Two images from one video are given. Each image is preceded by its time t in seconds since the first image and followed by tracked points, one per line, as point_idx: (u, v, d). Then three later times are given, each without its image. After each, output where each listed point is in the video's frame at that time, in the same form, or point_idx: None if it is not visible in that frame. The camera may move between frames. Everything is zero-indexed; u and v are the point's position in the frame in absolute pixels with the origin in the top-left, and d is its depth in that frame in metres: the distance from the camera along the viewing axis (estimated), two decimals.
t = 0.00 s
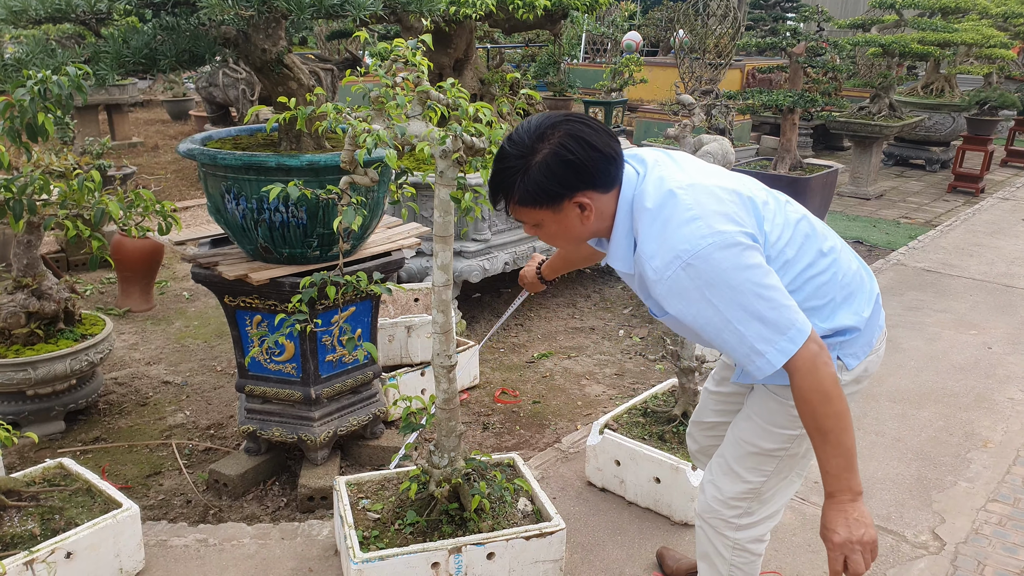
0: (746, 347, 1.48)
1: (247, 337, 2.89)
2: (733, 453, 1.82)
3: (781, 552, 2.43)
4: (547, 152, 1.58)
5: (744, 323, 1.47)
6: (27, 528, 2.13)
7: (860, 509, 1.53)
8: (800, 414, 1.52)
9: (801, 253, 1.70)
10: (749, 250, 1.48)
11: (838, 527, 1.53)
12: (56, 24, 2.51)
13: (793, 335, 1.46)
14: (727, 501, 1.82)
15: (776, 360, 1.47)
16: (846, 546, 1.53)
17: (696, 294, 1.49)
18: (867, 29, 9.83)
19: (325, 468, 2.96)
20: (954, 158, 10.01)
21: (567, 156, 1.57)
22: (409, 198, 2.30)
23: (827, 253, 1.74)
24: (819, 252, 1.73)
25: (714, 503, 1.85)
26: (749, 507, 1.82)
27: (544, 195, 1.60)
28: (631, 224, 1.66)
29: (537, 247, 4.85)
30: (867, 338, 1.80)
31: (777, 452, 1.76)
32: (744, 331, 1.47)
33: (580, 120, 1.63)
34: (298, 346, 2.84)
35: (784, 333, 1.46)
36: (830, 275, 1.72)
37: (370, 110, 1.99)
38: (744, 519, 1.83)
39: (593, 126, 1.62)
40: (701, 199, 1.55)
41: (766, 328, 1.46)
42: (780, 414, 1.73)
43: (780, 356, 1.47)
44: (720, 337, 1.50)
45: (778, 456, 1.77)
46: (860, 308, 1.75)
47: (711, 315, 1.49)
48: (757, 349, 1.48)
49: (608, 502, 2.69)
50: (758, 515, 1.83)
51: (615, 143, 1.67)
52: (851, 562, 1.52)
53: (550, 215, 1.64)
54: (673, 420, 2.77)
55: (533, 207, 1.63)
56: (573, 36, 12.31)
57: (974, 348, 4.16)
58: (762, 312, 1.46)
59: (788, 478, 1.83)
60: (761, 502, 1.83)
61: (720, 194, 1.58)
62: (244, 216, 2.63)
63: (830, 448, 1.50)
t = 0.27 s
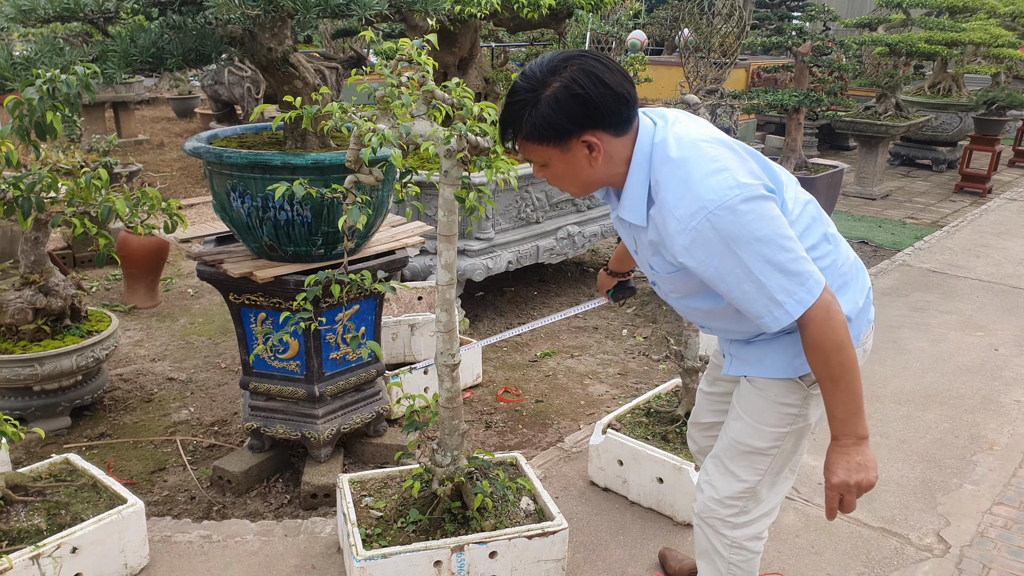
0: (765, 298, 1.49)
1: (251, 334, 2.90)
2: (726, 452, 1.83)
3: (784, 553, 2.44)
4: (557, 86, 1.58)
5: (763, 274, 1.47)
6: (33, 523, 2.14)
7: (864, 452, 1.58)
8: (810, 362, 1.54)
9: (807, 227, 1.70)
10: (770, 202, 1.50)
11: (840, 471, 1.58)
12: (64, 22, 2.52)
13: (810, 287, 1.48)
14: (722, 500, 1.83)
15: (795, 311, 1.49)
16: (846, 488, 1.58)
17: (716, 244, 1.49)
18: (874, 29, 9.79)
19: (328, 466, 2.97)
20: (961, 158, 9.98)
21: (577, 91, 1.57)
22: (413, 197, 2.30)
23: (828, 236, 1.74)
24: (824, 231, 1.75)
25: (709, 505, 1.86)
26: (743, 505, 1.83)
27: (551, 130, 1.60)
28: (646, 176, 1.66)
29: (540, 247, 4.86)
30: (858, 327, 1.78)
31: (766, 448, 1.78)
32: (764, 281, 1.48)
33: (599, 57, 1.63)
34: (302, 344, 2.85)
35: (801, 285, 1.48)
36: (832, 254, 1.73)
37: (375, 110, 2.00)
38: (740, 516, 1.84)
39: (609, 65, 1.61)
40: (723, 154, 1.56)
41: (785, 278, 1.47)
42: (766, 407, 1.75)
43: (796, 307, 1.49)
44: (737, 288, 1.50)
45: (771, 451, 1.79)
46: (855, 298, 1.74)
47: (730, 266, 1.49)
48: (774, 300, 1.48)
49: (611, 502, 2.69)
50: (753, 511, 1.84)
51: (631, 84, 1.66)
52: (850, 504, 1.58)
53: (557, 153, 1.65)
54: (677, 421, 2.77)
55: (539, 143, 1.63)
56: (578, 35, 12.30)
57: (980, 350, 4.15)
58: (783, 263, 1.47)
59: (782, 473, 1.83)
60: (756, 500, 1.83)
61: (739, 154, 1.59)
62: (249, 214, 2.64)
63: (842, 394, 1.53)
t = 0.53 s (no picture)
0: (753, 266, 1.46)
1: (259, 334, 2.92)
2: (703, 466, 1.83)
3: (789, 555, 2.43)
4: (568, 10, 1.58)
5: (756, 240, 1.45)
6: (42, 520, 2.17)
7: (812, 446, 1.59)
8: (783, 341, 1.53)
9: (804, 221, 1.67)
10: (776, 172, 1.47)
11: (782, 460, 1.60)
12: (75, 27, 2.55)
13: (801, 265, 1.46)
14: (705, 515, 1.84)
15: (781, 285, 1.46)
16: (783, 473, 1.61)
17: (713, 200, 1.46)
18: (886, 27, 9.73)
19: (334, 465, 2.99)
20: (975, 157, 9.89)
21: (586, 15, 1.57)
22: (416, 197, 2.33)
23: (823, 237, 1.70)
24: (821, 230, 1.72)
25: (696, 522, 1.86)
26: (728, 519, 1.83)
27: (558, 55, 1.60)
28: (655, 126, 1.63)
29: (548, 246, 4.87)
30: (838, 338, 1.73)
31: (743, 461, 1.76)
32: (755, 248, 1.45)
33: None
34: (309, 343, 2.88)
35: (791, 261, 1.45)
36: (822, 256, 1.69)
37: (379, 112, 2.01)
38: (727, 530, 1.83)
39: None
40: (739, 115, 1.54)
41: (778, 250, 1.45)
42: (734, 421, 1.74)
43: (784, 281, 1.46)
44: (726, 250, 1.47)
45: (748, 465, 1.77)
46: (836, 308, 1.69)
47: (723, 225, 1.46)
48: (761, 270, 1.46)
49: (616, 502, 2.70)
50: (740, 524, 1.83)
51: (646, 20, 1.66)
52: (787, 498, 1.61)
53: (561, 81, 1.64)
54: (681, 421, 2.77)
55: (546, 69, 1.63)
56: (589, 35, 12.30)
57: (991, 351, 4.12)
58: (779, 233, 1.44)
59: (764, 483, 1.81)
60: (740, 513, 1.82)
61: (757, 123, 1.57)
62: (256, 215, 2.66)
63: (806, 380, 1.53)
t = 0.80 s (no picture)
0: (725, 249, 1.43)
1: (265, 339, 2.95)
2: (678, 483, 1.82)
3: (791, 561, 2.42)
4: None
5: (733, 221, 1.41)
6: (49, 523, 2.22)
7: (732, 451, 1.52)
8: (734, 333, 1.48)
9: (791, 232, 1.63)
10: (769, 162, 1.44)
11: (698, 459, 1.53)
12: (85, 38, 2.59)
13: (774, 261, 1.42)
14: (688, 534, 1.79)
15: (748, 276, 1.42)
16: (697, 473, 1.53)
17: (700, 172, 1.43)
18: (901, 28, 9.65)
19: (340, 469, 3.01)
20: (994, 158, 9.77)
21: None
22: (416, 204, 2.35)
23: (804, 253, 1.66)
24: (809, 247, 1.67)
25: (681, 542, 1.81)
26: (712, 537, 1.77)
27: None
28: (668, 92, 1.60)
29: (556, 251, 4.87)
30: (802, 360, 1.65)
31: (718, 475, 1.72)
32: (730, 230, 1.42)
33: None
34: (314, 347, 2.91)
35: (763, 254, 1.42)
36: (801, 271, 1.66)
37: (378, 121, 2.04)
38: (712, 548, 1.78)
39: None
40: (753, 99, 1.51)
41: (751, 238, 1.41)
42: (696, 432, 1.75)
43: (752, 272, 1.42)
44: (701, 226, 1.44)
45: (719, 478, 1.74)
46: (800, 327, 1.64)
47: (705, 199, 1.43)
48: (730, 256, 1.43)
49: (619, 507, 2.70)
50: (726, 542, 1.77)
51: None
52: (697, 498, 1.53)
53: (594, 21, 1.59)
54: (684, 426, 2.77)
55: (580, 6, 1.58)
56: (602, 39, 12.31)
57: (1005, 355, 4.07)
58: (758, 222, 1.41)
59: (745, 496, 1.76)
60: (724, 530, 1.76)
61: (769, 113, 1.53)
62: (261, 222, 2.69)
63: (741, 379, 1.48)
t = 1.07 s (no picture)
0: (741, 234, 1.43)
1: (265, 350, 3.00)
2: (670, 498, 1.77)
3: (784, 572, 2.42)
4: None
5: (753, 208, 1.42)
6: (49, 531, 2.26)
7: (745, 448, 1.52)
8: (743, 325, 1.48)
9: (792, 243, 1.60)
10: (794, 158, 1.45)
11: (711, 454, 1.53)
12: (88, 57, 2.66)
13: (786, 255, 1.43)
14: (678, 545, 1.77)
15: (760, 264, 1.43)
16: (713, 474, 1.53)
17: (728, 154, 1.43)
18: (909, 38, 9.64)
19: (339, 479, 3.04)
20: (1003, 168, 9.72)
21: None
22: (409, 216, 2.40)
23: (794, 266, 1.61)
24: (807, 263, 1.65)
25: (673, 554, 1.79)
26: (701, 549, 1.75)
27: None
28: (711, 74, 1.59)
29: (559, 262, 4.89)
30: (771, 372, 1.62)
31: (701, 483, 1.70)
32: (750, 217, 1.42)
33: None
34: (314, 358, 2.94)
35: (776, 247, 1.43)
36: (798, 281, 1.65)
37: (369, 136, 2.08)
38: (703, 558, 1.75)
39: None
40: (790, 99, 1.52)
41: (767, 230, 1.42)
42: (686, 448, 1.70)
43: (765, 262, 1.43)
44: (721, 207, 1.44)
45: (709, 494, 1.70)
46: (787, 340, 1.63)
47: (728, 183, 1.43)
48: (745, 242, 1.43)
49: (614, 517, 2.71)
50: (717, 555, 1.75)
51: None
52: (713, 499, 1.53)
53: None
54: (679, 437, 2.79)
55: None
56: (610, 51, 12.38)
57: (1008, 365, 4.04)
58: (778, 213, 1.42)
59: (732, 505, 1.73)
60: (713, 541, 1.74)
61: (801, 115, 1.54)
62: (260, 235, 2.74)
63: (750, 373, 1.48)
